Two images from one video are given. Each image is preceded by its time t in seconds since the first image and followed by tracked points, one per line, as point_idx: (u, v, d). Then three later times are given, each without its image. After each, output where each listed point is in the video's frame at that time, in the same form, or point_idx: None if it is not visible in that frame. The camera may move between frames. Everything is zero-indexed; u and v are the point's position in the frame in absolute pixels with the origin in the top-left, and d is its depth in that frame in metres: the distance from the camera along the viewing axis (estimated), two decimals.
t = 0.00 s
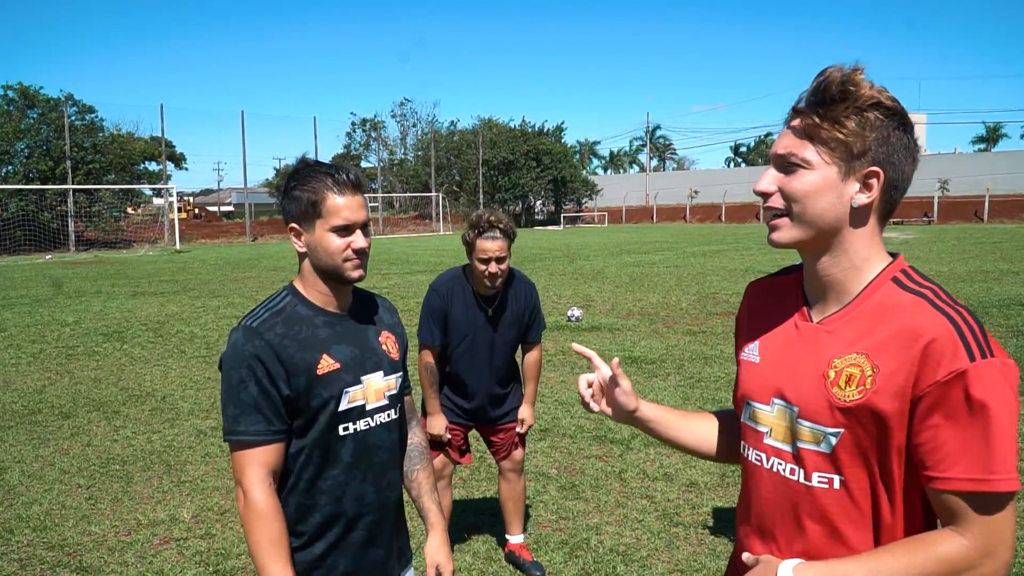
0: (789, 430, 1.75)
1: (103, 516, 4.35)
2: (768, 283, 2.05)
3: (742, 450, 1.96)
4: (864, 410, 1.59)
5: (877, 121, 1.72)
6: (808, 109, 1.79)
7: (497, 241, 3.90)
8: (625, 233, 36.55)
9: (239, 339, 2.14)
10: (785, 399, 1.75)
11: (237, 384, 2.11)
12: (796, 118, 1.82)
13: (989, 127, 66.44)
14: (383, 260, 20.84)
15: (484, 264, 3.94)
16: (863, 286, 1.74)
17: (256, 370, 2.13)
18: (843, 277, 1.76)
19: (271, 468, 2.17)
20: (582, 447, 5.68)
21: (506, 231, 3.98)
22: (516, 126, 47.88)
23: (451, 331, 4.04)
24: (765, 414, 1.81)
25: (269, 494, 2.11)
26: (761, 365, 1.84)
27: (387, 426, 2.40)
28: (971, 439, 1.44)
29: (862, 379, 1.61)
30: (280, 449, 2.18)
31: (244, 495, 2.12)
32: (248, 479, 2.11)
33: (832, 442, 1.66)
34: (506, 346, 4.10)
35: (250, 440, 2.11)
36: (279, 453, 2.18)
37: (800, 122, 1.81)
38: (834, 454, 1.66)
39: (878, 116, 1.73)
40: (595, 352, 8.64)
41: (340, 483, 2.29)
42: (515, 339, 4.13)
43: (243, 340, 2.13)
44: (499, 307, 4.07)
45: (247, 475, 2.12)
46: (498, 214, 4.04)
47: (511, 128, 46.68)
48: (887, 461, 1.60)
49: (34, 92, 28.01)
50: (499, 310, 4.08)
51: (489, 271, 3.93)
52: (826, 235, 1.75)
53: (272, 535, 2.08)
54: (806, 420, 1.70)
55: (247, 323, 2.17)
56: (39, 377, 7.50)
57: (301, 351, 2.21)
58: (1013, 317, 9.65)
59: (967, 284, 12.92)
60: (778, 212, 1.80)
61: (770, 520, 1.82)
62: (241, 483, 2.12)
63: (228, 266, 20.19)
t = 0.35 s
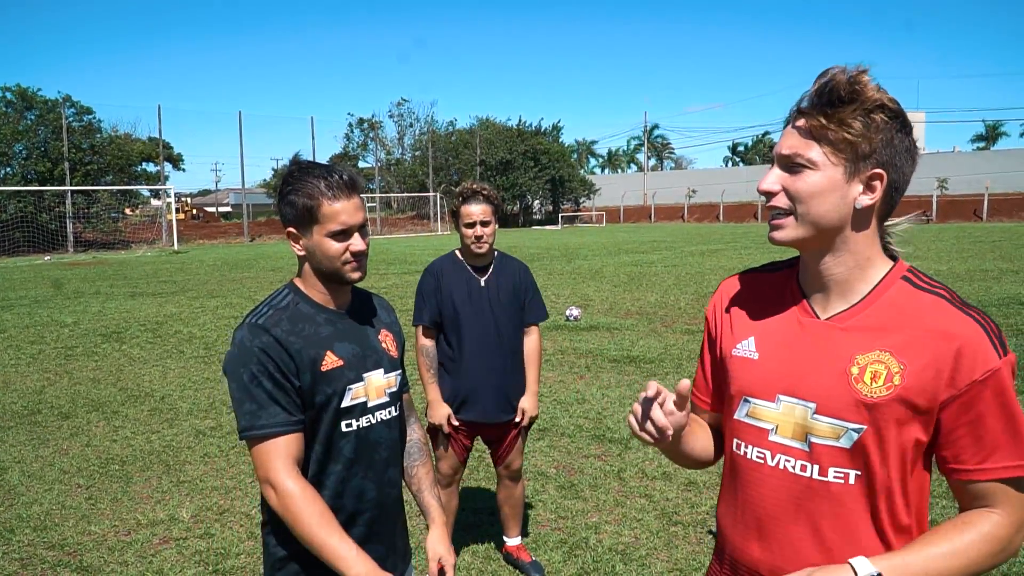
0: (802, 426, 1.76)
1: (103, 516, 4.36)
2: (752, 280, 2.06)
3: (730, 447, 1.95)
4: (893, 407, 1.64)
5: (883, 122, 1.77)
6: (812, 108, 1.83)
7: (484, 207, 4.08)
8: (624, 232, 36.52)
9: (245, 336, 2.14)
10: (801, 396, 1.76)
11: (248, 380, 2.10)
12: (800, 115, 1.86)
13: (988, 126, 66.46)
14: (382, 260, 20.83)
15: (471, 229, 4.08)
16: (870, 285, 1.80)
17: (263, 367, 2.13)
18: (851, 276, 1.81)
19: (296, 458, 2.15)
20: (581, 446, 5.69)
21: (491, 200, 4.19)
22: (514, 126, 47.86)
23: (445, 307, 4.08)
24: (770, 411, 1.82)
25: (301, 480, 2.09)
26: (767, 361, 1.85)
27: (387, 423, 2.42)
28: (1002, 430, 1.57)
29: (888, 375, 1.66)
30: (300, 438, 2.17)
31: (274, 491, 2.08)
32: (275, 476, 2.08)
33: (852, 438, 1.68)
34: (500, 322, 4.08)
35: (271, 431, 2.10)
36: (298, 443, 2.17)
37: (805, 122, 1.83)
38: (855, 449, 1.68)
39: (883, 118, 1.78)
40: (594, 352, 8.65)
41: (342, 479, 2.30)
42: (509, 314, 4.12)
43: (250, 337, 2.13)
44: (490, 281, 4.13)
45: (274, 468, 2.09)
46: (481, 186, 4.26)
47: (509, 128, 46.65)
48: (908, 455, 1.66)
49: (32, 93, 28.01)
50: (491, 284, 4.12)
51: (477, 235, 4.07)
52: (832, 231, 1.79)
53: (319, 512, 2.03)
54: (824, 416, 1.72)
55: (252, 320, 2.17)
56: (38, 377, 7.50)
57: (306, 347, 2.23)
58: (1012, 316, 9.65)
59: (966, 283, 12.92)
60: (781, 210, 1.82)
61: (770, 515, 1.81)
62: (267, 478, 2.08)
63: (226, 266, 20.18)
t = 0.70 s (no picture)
0: (800, 423, 1.75)
1: (103, 514, 4.35)
2: (749, 278, 2.04)
3: (728, 445, 1.93)
4: (888, 403, 1.63)
5: (885, 118, 1.78)
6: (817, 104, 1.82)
7: (486, 205, 4.07)
8: (624, 231, 36.49)
9: (244, 338, 2.16)
10: (798, 392, 1.75)
11: (237, 381, 2.13)
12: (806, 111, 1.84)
13: (988, 124, 66.41)
14: (382, 258, 20.82)
15: (473, 226, 4.07)
16: (867, 281, 1.79)
17: (258, 369, 2.14)
18: (849, 274, 1.80)
19: (262, 464, 2.17)
20: (582, 445, 5.68)
21: (494, 197, 4.18)
22: (514, 124, 47.83)
23: (446, 305, 4.08)
24: (768, 408, 1.80)
25: (254, 492, 2.13)
26: (764, 359, 1.83)
27: (393, 421, 2.41)
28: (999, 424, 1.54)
29: (884, 371, 1.64)
30: (273, 448, 2.18)
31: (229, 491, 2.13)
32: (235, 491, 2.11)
33: (850, 434, 1.67)
34: (505, 320, 4.09)
35: (248, 436, 2.12)
36: (270, 453, 2.18)
37: (812, 116, 1.81)
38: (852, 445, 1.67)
39: (885, 114, 1.78)
40: (594, 350, 8.64)
41: (344, 476, 2.29)
42: (513, 313, 4.13)
43: (248, 338, 2.15)
44: (491, 276, 4.13)
45: (233, 466, 2.13)
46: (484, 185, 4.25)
47: (509, 126, 46.63)
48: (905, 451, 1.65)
49: (32, 91, 27.96)
50: (491, 280, 4.12)
51: (478, 231, 4.05)
52: (835, 232, 1.78)
53: (248, 524, 2.08)
54: (822, 412, 1.71)
55: (252, 322, 2.18)
56: (38, 375, 7.49)
57: (307, 348, 2.22)
58: (1012, 314, 9.64)
59: (966, 282, 12.91)
60: (782, 207, 1.80)
61: (773, 511, 1.80)
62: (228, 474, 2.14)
63: (226, 264, 20.14)
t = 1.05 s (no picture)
0: (819, 417, 1.74)
1: (105, 513, 4.35)
2: (761, 276, 2.00)
3: (746, 445, 1.90)
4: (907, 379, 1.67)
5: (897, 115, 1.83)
6: (848, 102, 1.80)
7: (490, 202, 4.07)
8: (624, 230, 36.51)
9: (238, 326, 2.21)
10: (814, 385, 1.76)
11: (230, 369, 2.17)
12: (839, 109, 1.81)
13: (988, 124, 66.44)
14: (382, 258, 20.83)
15: (476, 222, 4.08)
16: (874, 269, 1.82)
17: (247, 357, 2.17)
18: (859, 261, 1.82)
19: (246, 453, 2.17)
20: (583, 444, 5.68)
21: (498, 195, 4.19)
22: (514, 123, 47.84)
23: (447, 303, 4.06)
24: (785, 407, 1.80)
25: (235, 475, 2.11)
26: (776, 355, 1.83)
27: (387, 422, 2.37)
28: (997, 381, 1.52)
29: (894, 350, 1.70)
30: (257, 438, 2.18)
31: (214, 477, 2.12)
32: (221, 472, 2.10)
33: (872, 420, 1.69)
34: (508, 319, 4.09)
35: (229, 422, 2.14)
36: (255, 442, 2.18)
37: (845, 115, 1.80)
38: (878, 432, 1.68)
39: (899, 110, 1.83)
40: (595, 349, 8.64)
41: (336, 475, 2.28)
42: (516, 312, 4.14)
43: (242, 327, 2.20)
44: (493, 276, 4.13)
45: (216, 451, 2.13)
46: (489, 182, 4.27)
47: (509, 126, 46.63)
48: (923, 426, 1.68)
49: (32, 90, 27.92)
50: (493, 278, 4.12)
51: (481, 227, 4.07)
52: (868, 234, 1.80)
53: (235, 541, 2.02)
54: (836, 402, 1.73)
55: (247, 312, 2.24)
56: (40, 374, 7.48)
57: (298, 342, 2.25)
58: (1012, 313, 9.64)
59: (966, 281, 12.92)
60: (834, 210, 1.75)
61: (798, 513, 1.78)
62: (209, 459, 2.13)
63: (226, 263, 20.12)
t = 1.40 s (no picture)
0: (825, 432, 1.76)
1: (107, 515, 4.35)
2: (745, 294, 2.00)
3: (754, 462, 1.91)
4: (908, 393, 1.67)
5: (868, 117, 1.83)
6: (811, 101, 1.83)
7: (492, 200, 4.06)
8: (625, 232, 36.48)
9: (251, 330, 2.21)
10: (819, 400, 1.76)
11: (245, 373, 2.17)
12: (802, 110, 1.83)
13: (990, 125, 66.38)
14: (384, 260, 20.83)
15: (477, 221, 4.09)
16: (865, 273, 1.81)
17: (260, 362, 2.18)
18: (848, 270, 1.81)
19: (274, 456, 2.21)
20: (585, 445, 5.67)
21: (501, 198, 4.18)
22: (515, 125, 47.86)
23: (450, 301, 4.07)
24: (792, 422, 1.79)
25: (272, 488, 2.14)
26: (776, 372, 1.82)
27: (394, 426, 2.37)
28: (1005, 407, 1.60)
29: (899, 363, 1.69)
30: (285, 439, 2.22)
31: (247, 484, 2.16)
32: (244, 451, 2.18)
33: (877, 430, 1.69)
34: (507, 318, 4.08)
35: (258, 427, 2.17)
36: (282, 442, 2.22)
37: (807, 115, 1.82)
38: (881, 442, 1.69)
39: (868, 112, 1.84)
40: (597, 350, 8.63)
41: (340, 479, 2.28)
42: (515, 312, 4.12)
43: (255, 330, 2.20)
44: (494, 276, 4.12)
45: (250, 463, 2.16)
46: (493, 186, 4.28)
47: (510, 128, 46.66)
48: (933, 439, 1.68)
49: (35, 92, 27.99)
50: (495, 277, 4.12)
51: (483, 226, 4.08)
52: (839, 231, 1.79)
53: (281, 515, 2.12)
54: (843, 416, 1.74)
55: (259, 315, 2.23)
56: (42, 376, 7.49)
57: (309, 345, 2.24)
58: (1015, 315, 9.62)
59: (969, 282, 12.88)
60: (793, 206, 1.77)
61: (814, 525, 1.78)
62: (245, 471, 2.16)
63: (228, 265, 20.14)
